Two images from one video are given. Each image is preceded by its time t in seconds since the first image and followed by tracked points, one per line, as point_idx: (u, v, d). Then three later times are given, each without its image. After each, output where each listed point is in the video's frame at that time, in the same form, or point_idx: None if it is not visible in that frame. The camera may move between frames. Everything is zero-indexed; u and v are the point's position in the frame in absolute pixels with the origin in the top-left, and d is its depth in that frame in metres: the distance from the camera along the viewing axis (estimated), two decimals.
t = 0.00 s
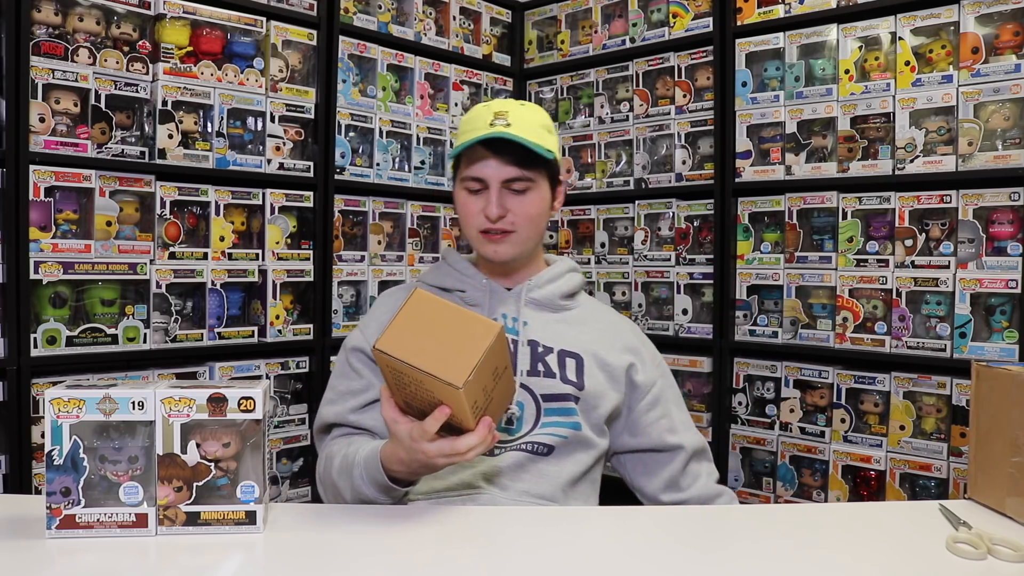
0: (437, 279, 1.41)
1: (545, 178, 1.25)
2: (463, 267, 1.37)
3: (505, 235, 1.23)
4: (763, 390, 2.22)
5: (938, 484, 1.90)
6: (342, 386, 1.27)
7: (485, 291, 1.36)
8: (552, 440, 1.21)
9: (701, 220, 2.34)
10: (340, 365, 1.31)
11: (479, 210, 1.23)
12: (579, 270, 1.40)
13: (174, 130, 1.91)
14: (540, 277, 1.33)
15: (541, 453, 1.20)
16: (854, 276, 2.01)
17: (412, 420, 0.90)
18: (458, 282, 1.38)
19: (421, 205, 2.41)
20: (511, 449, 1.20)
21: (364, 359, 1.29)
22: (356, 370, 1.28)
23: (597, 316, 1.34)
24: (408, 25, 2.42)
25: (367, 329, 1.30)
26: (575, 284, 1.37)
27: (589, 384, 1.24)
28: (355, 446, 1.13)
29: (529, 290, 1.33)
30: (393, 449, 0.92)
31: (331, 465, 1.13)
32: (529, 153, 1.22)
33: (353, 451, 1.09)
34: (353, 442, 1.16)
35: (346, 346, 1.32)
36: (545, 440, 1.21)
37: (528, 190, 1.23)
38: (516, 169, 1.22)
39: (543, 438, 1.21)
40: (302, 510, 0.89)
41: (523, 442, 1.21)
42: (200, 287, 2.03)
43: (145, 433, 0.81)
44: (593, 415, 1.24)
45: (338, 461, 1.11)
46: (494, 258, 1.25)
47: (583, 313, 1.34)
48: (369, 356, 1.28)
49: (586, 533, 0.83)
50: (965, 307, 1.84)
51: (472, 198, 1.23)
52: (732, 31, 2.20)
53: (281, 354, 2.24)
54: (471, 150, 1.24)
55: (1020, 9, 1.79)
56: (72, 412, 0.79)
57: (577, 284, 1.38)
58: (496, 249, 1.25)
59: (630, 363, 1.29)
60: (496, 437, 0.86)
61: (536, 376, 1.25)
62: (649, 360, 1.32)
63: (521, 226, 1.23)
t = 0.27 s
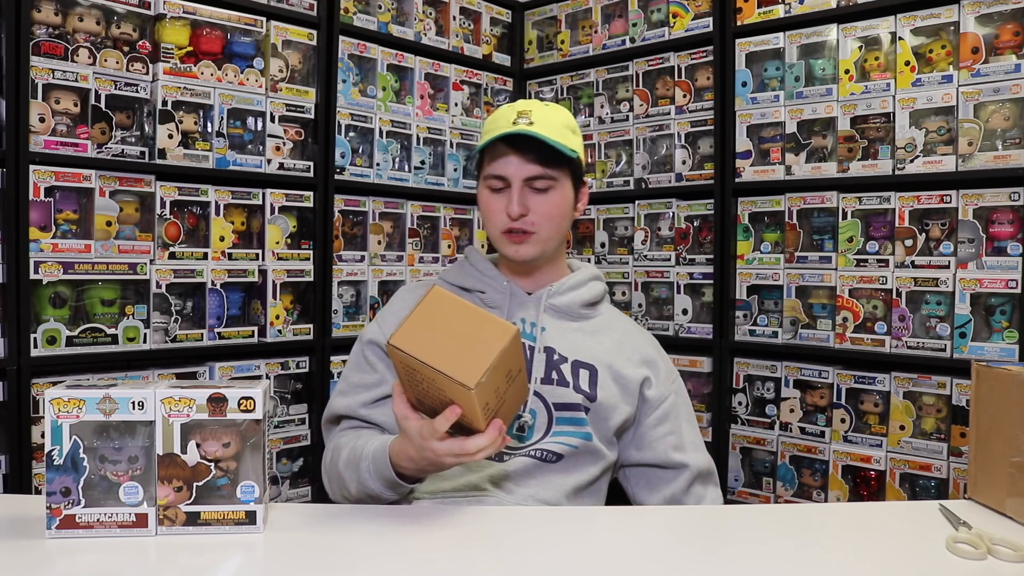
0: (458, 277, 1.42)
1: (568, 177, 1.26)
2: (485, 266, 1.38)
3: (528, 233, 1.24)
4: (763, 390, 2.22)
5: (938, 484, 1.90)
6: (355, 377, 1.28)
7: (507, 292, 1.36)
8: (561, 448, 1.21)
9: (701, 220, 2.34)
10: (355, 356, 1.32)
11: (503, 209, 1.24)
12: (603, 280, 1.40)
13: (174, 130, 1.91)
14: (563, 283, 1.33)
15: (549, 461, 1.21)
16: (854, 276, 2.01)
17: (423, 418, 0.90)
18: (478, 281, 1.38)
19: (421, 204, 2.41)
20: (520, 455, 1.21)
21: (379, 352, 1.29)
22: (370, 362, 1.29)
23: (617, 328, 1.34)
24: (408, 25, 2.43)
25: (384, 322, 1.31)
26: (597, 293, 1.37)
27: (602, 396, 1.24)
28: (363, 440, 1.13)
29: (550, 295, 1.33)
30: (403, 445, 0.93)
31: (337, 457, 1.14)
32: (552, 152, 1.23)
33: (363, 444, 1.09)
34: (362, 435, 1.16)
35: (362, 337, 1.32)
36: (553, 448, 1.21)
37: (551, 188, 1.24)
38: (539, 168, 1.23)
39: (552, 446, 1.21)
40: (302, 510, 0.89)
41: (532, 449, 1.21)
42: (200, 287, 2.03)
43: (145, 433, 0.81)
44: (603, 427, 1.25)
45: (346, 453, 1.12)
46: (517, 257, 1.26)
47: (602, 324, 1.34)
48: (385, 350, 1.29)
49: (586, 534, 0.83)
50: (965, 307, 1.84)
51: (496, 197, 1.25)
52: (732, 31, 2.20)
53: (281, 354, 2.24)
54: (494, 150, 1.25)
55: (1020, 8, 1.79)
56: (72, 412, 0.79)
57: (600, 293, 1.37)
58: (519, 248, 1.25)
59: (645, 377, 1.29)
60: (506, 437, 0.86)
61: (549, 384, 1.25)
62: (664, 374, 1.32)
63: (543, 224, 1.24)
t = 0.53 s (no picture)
0: (466, 277, 1.42)
1: (583, 168, 1.29)
2: (494, 267, 1.38)
3: (544, 219, 1.25)
4: (763, 390, 2.22)
5: (938, 484, 1.90)
6: (360, 376, 1.29)
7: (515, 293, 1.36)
8: (566, 455, 1.21)
9: (701, 220, 2.34)
10: (361, 355, 1.32)
11: (519, 195, 1.25)
12: (614, 284, 1.40)
13: (174, 130, 1.91)
14: (574, 287, 1.34)
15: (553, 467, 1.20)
16: (854, 276, 2.01)
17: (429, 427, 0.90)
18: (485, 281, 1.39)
19: (421, 205, 2.41)
20: (526, 460, 1.21)
21: (385, 352, 1.29)
22: (376, 362, 1.29)
23: (626, 333, 1.34)
24: (408, 24, 2.42)
25: (392, 322, 1.31)
26: (607, 298, 1.36)
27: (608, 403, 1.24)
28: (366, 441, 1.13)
29: (560, 298, 1.33)
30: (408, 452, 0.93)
31: (340, 458, 1.14)
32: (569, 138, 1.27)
33: (367, 446, 1.09)
34: (366, 437, 1.16)
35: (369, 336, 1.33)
36: (558, 454, 1.21)
37: (568, 175, 1.27)
38: (556, 153, 1.26)
39: (558, 453, 1.21)
40: (303, 510, 0.89)
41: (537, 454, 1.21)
42: (200, 287, 2.03)
43: (145, 433, 0.81)
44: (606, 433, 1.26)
45: (350, 455, 1.12)
46: (533, 244, 1.26)
47: (611, 329, 1.34)
48: (391, 350, 1.29)
49: (587, 534, 0.83)
50: (965, 307, 1.84)
51: (512, 185, 1.27)
52: (732, 31, 2.20)
53: (281, 354, 2.24)
54: (510, 141, 1.28)
55: (1020, 8, 1.79)
56: (72, 412, 0.79)
57: (610, 299, 1.37)
58: (536, 235, 1.26)
59: (652, 385, 1.29)
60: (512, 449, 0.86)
61: (555, 390, 1.25)
62: (671, 381, 1.32)
63: (561, 211, 1.25)
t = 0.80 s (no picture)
0: (466, 278, 1.41)
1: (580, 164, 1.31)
2: (495, 268, 1.38)
3: (545, 212, 1.25)
4: (763, 390, 2.22)
5: (938, 484, 1.90)
6: (360, 378, 1.28)
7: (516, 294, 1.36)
8: (568, 457, 1.21)
9: (701, 220, 2.34)
10: (361, 357, 1.32)
11: (519, 190, 1.26)
12: (613, 283, 1.41)
13: (174, 130, 1.91)
14: (575, 287, 1.34)
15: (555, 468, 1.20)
16: (854, 276, 2.01)
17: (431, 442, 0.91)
18: (487, 282, 1.38)
19: (421, 205, 2.41)
20: (527, 462, 1.20)
21: (386, 356, 1.29)
22: (377, 365, 1.29)
23: (627, 333, 1.35)
24: (408, 25, 2.42)
25: (392, 325, 1.31)
26: (607, 299, 1.37)
27: (610, 405, 1.24)
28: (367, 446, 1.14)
29: (560, 300, 1.33)
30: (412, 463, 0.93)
31: (341, 463, 1.14)
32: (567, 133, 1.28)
33: (369, 453, 1.10)
34: (366, 442, 1.17)
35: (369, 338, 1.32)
36: (560, 456, 1.20)
37: (567, 169, 1.28)
38: (554, 148, 1.27)
39: (561, 455, 1.21)
40: (303, 510, 0.89)
41: (539, 455, 1.20)
42: (200, 287, 2.03)
43: (145, 433, 0.81)
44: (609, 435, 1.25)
45: (351, 460, 1.12)
46: (534, 239, 1.26)
47: (612, 329, 1.34)
48: (392, 354, 1.29)
49: (588, 533, 0.83)
50: (965, 307, 1.84)
51: (511, 182, 1.28)
52: (732, 31, 2.20)
53: (281, 354, 2.24)
54: (509, 140, 1.30)
55: (1020, 8, 1.79)
56: (72, 412, 0.79)
57: (610, 299, 1.38)
58: (537, 230, 1.26)
59: (653, 386, 1.29)
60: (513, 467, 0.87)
61: (558, 392, 1.25)
62: (671, 381, 1.32)
63: (564, 205, 1.25)
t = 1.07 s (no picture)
0: (458, 281, 1.41)
1: (557, 157, 1.31)
2: (484, 268, 1.38)
3: (524, 205, 1.25)
4: (763, 390, 2.22)
5: (938, 484, 1.90)
6: (352, 383, 1.29)
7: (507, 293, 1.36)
8: (565, 452, 1.20)
9: (701, 220, 2.34)
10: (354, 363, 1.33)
11: (497, 186, 1.27)
12: (602, 275, 1.42)
13: (174, 130, 1.91)
14: (563, 282, 1.34)
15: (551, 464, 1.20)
16: (854, 276, 2.01)
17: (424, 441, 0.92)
18: (477, 282, 1.38)
19: (421, 205, 2.41)
20: (523, 457, 1.20)
21: (376, 359, 1.31)
22: (368, 369, 1.30)
23: (620, 325, 1.35)
24: (408, 24, 2.42)
25: (381, 329, 1.32)
26: (597, 292, 1.38)
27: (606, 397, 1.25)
28: (365, 447, 1.14)
29: (550, 296, 1.33)
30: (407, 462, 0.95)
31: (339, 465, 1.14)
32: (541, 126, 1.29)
33: (365, 453, 1.10)
34: (363, 443, 1.17)
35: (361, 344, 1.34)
36: (556, 451, 1.20)
37: (542, 162, 1.28)
38: (528, 142, 1.29)
39: (557, 449, 1.20)
40: (303, 510, 0.89)
41: (535, 451, 1.20)
42: (200, 287, 2.03)
43: (145, 433, 0.81)
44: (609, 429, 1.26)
45: (348, 462, 1.13)
46: (513, 232, 1.26)
47: (605, 321, 1.35)
48: (381, 357, 1.31)
49: (587, 533, 0.83)
50: (965, 307, 1.84)
51: (489, 179, 1.29)
52: (732, 31, 2.20)
53: (281, 354, 2.24)
54: (484, 139, 1.31)
55: (1020, 8, 1.79)
56: (72, 412, 0.79)
57: (600, 290, 1.39)
58: (517, 223, 1.26)
59: (645, 380, 1.30)
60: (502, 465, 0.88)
61: (553, 387, 1.25)
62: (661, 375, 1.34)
63: (540, 198, 1.25)
